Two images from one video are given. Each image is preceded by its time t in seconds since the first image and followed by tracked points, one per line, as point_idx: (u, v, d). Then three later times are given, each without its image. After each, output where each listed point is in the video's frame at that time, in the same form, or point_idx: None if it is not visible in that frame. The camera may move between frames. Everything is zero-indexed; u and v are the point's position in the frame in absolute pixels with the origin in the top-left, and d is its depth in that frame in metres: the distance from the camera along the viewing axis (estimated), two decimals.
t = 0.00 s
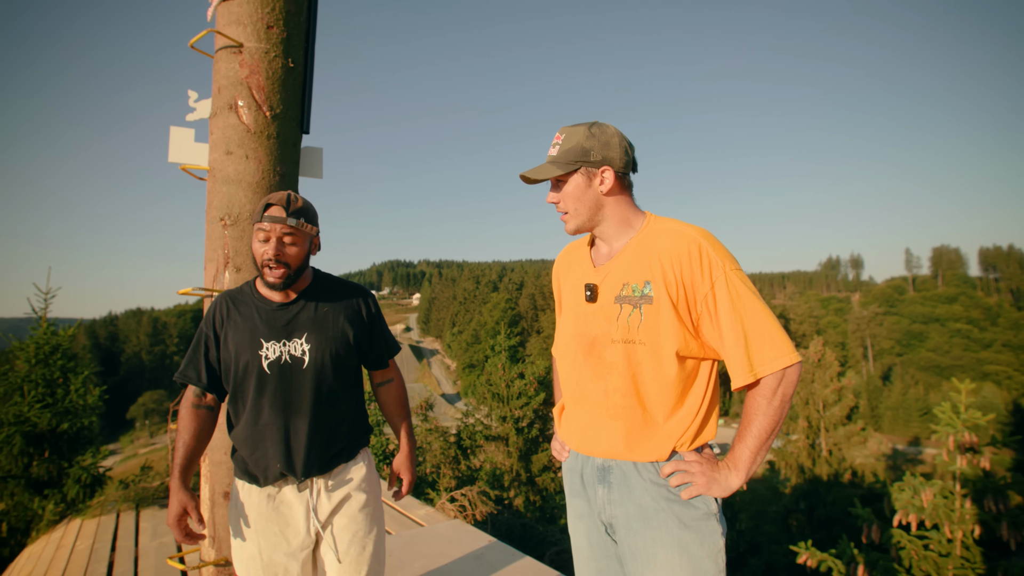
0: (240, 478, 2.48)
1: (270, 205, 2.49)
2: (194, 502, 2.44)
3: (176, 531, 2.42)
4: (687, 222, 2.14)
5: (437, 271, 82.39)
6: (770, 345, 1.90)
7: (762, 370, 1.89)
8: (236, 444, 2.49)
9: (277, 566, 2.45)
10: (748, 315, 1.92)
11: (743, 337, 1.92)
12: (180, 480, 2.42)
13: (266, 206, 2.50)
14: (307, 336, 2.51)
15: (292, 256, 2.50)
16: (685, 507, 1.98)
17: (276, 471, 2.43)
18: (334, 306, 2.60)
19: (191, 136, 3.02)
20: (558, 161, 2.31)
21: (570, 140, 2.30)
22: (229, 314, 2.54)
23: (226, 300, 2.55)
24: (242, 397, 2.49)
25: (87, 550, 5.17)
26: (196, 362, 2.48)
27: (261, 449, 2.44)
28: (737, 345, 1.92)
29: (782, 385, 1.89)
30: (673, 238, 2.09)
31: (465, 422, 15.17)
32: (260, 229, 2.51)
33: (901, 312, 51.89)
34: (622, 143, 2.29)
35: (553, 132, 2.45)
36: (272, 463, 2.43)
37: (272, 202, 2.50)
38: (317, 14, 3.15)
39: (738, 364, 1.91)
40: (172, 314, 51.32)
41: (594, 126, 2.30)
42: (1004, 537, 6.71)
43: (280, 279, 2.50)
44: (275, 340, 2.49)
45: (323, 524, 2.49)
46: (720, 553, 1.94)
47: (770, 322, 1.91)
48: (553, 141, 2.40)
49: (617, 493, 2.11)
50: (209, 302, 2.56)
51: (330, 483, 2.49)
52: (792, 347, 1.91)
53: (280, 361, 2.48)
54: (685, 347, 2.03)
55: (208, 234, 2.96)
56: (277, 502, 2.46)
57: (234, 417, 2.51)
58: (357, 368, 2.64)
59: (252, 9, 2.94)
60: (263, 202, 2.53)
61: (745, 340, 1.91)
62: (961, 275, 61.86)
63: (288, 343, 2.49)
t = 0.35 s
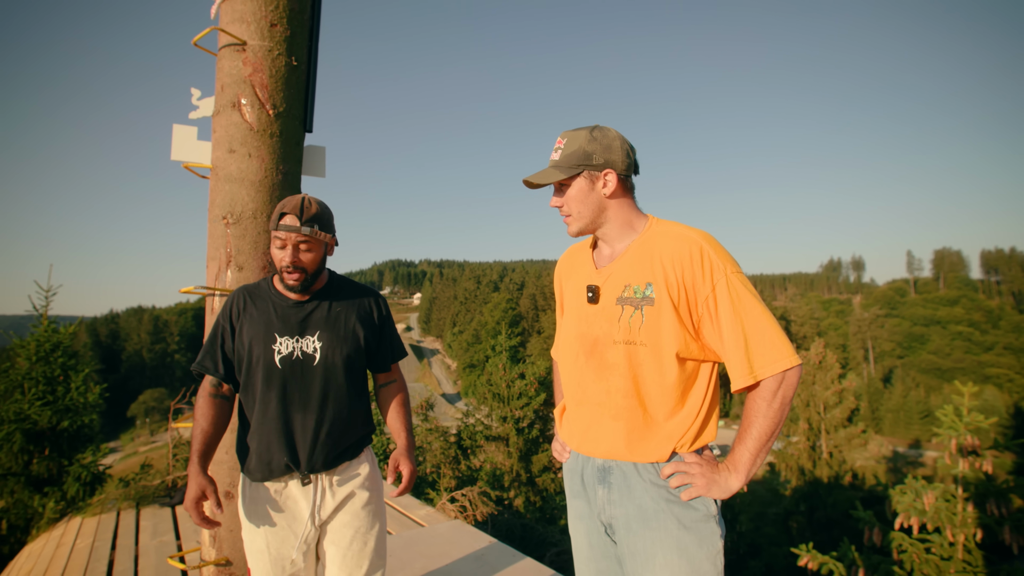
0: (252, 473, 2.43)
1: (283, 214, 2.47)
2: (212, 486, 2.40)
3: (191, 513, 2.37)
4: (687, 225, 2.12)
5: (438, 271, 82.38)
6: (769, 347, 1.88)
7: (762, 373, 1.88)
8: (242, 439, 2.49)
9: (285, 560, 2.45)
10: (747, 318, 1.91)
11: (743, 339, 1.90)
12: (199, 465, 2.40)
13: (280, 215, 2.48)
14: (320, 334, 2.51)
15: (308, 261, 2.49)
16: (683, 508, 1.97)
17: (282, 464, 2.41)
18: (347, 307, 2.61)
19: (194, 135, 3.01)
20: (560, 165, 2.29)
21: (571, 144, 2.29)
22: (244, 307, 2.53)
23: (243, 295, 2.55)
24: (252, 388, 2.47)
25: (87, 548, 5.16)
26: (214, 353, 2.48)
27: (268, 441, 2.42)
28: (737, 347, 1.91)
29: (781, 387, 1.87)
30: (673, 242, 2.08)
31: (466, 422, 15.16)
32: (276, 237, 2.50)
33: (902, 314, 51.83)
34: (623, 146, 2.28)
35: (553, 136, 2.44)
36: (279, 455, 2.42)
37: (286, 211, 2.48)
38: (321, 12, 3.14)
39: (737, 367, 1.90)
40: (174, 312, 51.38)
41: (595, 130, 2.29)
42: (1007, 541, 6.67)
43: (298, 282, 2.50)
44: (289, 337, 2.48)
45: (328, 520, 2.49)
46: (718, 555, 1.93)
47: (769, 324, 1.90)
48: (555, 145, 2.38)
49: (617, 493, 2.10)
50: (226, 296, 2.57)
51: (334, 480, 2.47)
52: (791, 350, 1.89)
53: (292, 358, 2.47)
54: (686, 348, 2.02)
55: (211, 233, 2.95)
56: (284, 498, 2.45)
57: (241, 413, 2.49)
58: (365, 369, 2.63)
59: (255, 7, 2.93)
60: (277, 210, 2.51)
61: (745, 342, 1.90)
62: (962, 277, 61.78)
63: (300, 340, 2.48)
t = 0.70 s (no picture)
0: (255, 480, 2.42)
1: (287, 224, 2.48)
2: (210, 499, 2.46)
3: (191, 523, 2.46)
4: (692, 233, 2.11)
5: (439, 278, 82.40)
6: (774, 356, 1.87)
7: (766, 383, 1.87)
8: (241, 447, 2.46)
9: (286, 569, 2.42)
10: (753, 327, 1.90)
11: (746, 349, 1.89)
12: (199, 476, 2.44)
13: (283, 225, 2.49)
14: (320, 340, 2.49)
15: (311, 270, 2.49)
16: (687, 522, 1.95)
17: (285, 471, 2.40)
18: (349, 314, 2.59)
19: (197, 142, 3.02)
20: (564, 173, 2.29)
21: (575, 153, 2.29)
22: (247, 314, 2.52)
23: (245, 302, 2.54)
24: (256, 395, 2.45)
25: (83, 555, 5.13)
26: (216, 361, 2.47)
27: (271, 447, 2.41)
28: (741, 357, 1.90)
29: (786, 398, 1.86)
30: (677, 250, 2.07)
31: (466, 430, 15.09)
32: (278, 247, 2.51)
33: (903, 323, 51.76)
34: (626, 154, 2.28)
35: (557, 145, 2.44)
36: (282, 463, 2.40)
37: (289, 221, 2.48)
38: (325, 20, 3.16)
39: (742, 377, 1.89)
40: (175, 318, 51.40)
41: (598, 139, 2.29)
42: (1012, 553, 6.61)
43: (299, 290, 2.49)
44: (292, 343, 2.47)
45: (330, 528, 2.47)
46: (722, 568, 1.91)
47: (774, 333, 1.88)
48: (558, 155, 2.38)
49: (620, 505, 2.08)
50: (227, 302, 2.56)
51: (336, 487, 2.46)
52: (796, 360, 1.88)
53: (294, 364, 2.45)
54: (690, 357, 2.00)
55: (213, 239, 2.95)
56: (286, 506, 2.43)
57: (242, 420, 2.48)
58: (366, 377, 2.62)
59: (260, 16, 2.95)
60: (280, 219, 2.52)
61: (748, 352, 1.89)
62: (963, 286, 61.72)
63: (303, 345, 2.47)
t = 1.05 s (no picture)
0: (255, 480, 2.40)
1: (287, 222, 2.48)
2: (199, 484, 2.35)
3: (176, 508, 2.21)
4: (698, 234, 2.10)
5: (440, 279, 82.38)
6: (782, 357, 1.86)
7: (773, 384, 1.86)
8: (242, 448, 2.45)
9: (287, 570, 2.41)
10: (759, 328, 1.89)
11: (754, 350, 1.88)
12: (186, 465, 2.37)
13: (283, 223, 2.49)
14: (320, 339, 2.49)
15: (311, 268, 2.49)
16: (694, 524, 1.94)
17: (286, 471, 2.39)
18: (349, 313, 2.58)
19: (199, 141, 3.01)
20: (569, 173, 2.29)
21: (580, 153, 2.28)
22: (246, 314, 2.51)
23: (245, 302, 2.53)
24: (256, 395, 2.44)
25: (84, 555, 5.13)
26: (213, 362, 2.45)
27: (272, 448, 2.40)
28: (748, 358, 1.89)
29: (793, 399, 1.85)
30: (683, 251, 2.06)
31: (467, 430, 15.08)
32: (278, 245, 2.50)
33: (905, 325, 51.66)
34: (632, 154, 2.27)
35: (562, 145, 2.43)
36: (284, 465, 2.39)
37: (288, 219, 2.48)
38: (327, 20, 3.15)
39: (748, 378, 1.88)
40: (176, 317, 51.47)
41: (604, 139, 2.28)
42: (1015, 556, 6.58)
43: (299, 289, 2.49)
44: (292, 342, 2.46)
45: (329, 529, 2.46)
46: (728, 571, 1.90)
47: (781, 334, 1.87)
48: (563, 155, 2.37)
49: (626, 506, 2.07)
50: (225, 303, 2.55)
51: (336, 487, 2.45)
52: (803, 361, 1.87)
53: (295, 364, 2.45)
54: (696, 359, 1.99)
55: (214, 239, 2.95)
56: (286, 507, 2.42)
57: (244, 420, 2.47)
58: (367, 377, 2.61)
59: (262, 15, 2.95)
60: (279, 217, 2.51)
61: (756, 353, 1.88)
62: (965, 288, 61.58)
63: (303, 344, 2.46)
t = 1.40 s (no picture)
0: (256, 481, 2.41)
1: (279, 214, 2.48)
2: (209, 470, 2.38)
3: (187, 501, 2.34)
4: (703, 233, 2.10)
5: (443, 278, 82.41)
6: (786, 357, 1.85)
7: (777, 384, 1.85)
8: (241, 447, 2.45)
9: (282, 568, 2.42)
10: (765, 328, 1.88)
11: (758, 350, 1.88)
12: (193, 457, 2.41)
13: (276, 215, 2.49)
14: (312, 335, 2.49)
15: (303, 260, 2.50)
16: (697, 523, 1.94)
17: (275, 469, 2.40)
18: (340, 310, 2.59)
19: (202, 140, 3.02)
20: (575, 172, 2.29)
21: (585, 152, 2.28)
22: (240, 314, 2.53)
23: (239, 303, 2.54)
24: (248, 392, 2.46)
25: (88, 552, 5.15)
26: (209, 361, 2.48)
27: (262, 445, 2.41)
28: (753, 358, 1.88)
29: (798, 400, 1.84)
30: (688, 251, 2.06)
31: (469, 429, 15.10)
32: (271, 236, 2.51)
33: (909, 325, 51.52)
34: (638, 153, 2.27)
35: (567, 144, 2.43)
36: (283, 465, 2.40)
37: (281, 211, 2.49)
38: (331, 19, 3.16)
39: (752, 378, 1.88)
40: (180, 316, 51.63)
41: (609, 137, 2.29)
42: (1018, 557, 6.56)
43: (292, 280, 2.49)
44: (281, 340, 2.47)
45: (324, 528, 2.46)
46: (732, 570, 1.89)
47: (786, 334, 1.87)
48: (568, 154, 2.37)
49: (629, 505, 2.07)
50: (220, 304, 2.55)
51: (331, 488, 2.46)
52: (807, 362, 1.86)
53: (285, 360, 2.45)
54: (700, 359, 1.99)
55: (218, 238, 2.96)
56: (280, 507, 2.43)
57: (244, 419, 2.47)
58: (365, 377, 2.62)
59: (266, 15, 2.95)
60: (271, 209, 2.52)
61: (760, 353, 1.88)
62: (969, 288, 61.34)
63: (292, 341, 2.47)
